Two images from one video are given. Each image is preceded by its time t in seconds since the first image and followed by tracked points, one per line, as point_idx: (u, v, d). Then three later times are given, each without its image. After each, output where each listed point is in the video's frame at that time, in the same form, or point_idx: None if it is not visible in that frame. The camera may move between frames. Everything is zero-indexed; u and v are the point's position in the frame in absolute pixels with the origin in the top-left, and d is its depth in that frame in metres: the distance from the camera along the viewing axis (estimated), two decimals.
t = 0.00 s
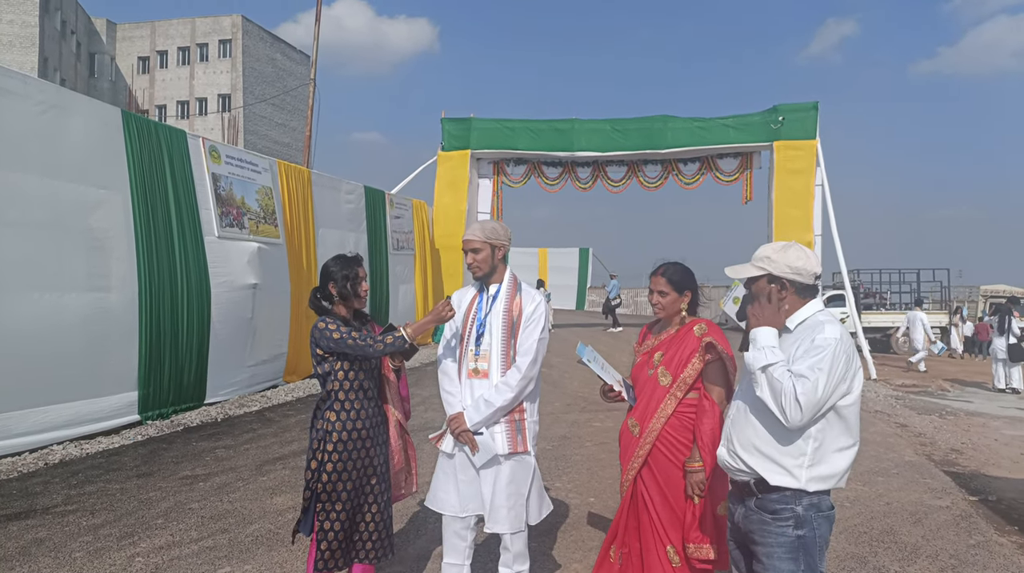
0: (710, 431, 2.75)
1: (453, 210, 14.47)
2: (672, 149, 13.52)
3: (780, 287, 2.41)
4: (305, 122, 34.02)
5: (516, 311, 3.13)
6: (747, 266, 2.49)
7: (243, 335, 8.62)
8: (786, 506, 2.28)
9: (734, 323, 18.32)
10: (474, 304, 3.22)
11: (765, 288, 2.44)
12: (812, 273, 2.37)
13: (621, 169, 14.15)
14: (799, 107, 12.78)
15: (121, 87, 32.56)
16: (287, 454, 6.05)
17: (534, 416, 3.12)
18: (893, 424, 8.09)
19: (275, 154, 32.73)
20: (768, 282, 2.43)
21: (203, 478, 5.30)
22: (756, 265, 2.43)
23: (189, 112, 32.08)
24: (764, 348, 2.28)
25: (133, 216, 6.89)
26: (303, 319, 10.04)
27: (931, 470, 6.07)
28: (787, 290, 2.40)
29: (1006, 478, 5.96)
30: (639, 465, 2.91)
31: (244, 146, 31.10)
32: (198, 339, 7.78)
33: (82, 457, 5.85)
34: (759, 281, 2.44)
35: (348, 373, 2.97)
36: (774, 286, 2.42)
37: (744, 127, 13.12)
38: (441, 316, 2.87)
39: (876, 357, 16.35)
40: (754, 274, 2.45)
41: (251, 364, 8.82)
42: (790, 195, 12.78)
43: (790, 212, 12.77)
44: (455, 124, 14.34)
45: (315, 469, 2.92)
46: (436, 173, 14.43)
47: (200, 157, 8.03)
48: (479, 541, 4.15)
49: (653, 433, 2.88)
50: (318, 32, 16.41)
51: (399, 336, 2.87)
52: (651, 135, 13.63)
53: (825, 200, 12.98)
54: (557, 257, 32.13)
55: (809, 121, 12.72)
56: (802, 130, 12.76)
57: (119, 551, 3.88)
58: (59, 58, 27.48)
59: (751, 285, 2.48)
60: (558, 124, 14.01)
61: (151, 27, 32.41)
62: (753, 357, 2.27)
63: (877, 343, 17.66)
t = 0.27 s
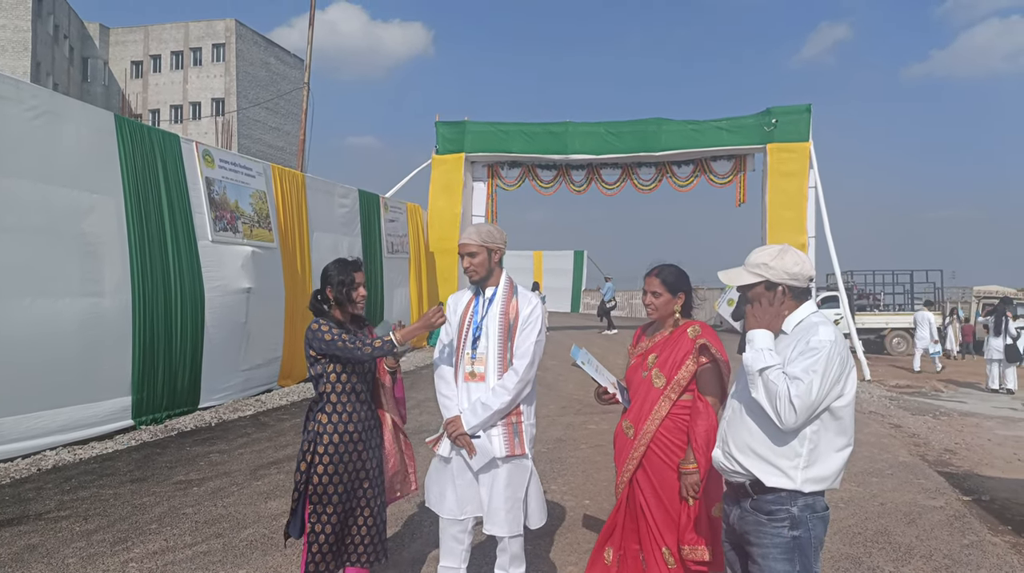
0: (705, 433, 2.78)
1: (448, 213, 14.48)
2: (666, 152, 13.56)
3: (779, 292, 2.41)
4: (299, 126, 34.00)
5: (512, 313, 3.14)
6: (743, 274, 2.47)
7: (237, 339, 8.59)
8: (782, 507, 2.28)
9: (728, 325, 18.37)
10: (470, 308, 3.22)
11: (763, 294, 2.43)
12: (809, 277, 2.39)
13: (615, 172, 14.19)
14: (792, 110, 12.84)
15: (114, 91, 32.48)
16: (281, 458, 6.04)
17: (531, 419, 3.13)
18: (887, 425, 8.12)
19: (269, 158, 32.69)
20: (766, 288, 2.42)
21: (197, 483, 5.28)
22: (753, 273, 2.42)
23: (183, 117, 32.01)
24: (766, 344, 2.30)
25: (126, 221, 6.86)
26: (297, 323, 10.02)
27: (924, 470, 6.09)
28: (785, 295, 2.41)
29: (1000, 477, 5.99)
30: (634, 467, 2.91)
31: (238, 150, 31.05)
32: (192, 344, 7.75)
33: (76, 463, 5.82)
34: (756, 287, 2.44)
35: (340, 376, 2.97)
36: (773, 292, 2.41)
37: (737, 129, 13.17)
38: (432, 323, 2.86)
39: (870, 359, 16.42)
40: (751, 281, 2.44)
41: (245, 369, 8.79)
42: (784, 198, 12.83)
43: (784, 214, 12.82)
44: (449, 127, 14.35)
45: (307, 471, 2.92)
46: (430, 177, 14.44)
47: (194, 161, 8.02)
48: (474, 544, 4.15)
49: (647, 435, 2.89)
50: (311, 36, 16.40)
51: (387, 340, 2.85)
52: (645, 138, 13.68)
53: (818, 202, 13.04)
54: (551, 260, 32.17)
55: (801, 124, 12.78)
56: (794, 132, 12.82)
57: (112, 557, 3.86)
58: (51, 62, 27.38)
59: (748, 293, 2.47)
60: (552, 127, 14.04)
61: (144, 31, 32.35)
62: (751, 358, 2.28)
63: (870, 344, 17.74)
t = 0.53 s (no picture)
0: (707, 428, 2.76)
1: (449, 207, 14.47)
2: (668, 146, 13.52)
3: (785, 287, 2.40)
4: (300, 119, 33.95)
5: (514, 307, 3.13)
6: (748, 268, 2.46)
7: (239, 332, 8.60)
8: (784, 502, 2.28)
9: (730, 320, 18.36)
10: (472, 301, 3.22)
11: (769, 289, 2.42)
12: (815, 273, 2.38)
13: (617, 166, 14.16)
14: (795, 104, 12.80)
15: (115, 84, 32.43)
16: (283, 451, 6.05)
17: (533, 412, 3.13)
18: (888, 420, 8.13)
19: (271, 151, 32.65)
20: (772, 283, 2.42)
21: (199, 475, 5.29)
22: (759, 267, 2.41)
23: (184, 109, 31.96)
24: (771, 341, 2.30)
25: (127, 214, 6.86)
26: (299, 317, 10.03)
27: (925, 466, 6.10)
28: (791, 291, 2.40)
29: (1000, 473, 5.99)
30: (636, 461, 2.90)
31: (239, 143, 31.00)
32: (193, 336, 7.76)
33: (78, 455, 5.84)
34: (762, 283, 2.43)
35: (338, 368, 2.97)
36: (779, 287, 2.41)
37: (739, 123, 13.13)
38: (429, 321, 2.84)
39: (871, 354, 16.42)
40: (757, 275, 2.43)
41: (246, 362, 8.79)
42: (786, 192, 12.80)
43: (786, 209, 12.80)
44: (450, 121, 14.32)
45: (305, 462, 2.93)
46: (432, 170, 14.42)
47: (195, 154, 8.00)
48: (476, 538, 4.16)
49: (649, 430, 2.88)
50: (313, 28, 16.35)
51: (382, 337, 2.84)
52: (646, 132, 13.64)
53: (820, 197, 13.01)
54: (553, 254, 32.16)
55: (804, 118, 12.74)
56: (797, 127, 12.78)
57: (115, 548, 3.88)
58: (52, 55, 27.32)
59: (754, 288, 2.46)
60: (554, 121, 14.01)
61: (145, 24, 32.27)
62: (756, 355, 2.28)
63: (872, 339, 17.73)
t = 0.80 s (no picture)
0: (706, 427, 2.77)
1: (447, 207, 14.47)
2: (665, 146, 13.53)
3: (782, 289, 2.40)
4: (297, 119, 33.91)
5: (511, 307, 3.13)
6: (747, 267, 2.46)
7: (236, 332, 8.58)
8: (782, 502, 2.28)
9: (727, 320, 18.39)
10: (469, 301, 3.22)
11: (767, 290, 2.42)
12: (814, 274, 2.38)
13: (614, 166, 14.17)
14: (793, 104, 12.81)
15: (112, 83, 32.39)
16: (280, 451, 6.04)
17: (529, 412, 3.12)
18: (885, 420, 8.14)
19: (268, 151, 32.63)
20: (770, 284, 2.41)
21: (196, 475, 5.28)
22: (758, 267, 2.41)
23: (182, 109, 31.92)
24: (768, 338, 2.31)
25: (124, 213, 6.84)
26: (296, 316, 10.02)
27: (922, 466, 6.11)
28: (789, 292, 2.40)
29: (997, 473, 6.00)
30: (633, 462, 2.90)
31: (237, 143, 30.98)
32: (191, 336, 7.75)
33: (74, 455, 5.82)
34: (761, 283, 2.43)
35: (333, 369, 2.96)
36: (776, 289, 2.41)
37: (737, 124, 13.14)
38: (422, 320, 2.84)
39: (868, 354, 16.45)
40: (756, 276, 2.43)
41: (243, 362, 8.78)
42: (783, 193, 12.81)
43: (783, 209, 12.81)
44: (448, 120, 14.31)
45: (300, 463, 2.93)
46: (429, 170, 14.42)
47: (192, 153, 7.99)
48: (473, 537, 4.16)
49: (647, 431, 2.88)
50: (311, 28, 16.33)
51: (376, 336, 2.84)
52: (644, 132, 13.65)
53: (818, 197, 13.03)
54: (551, 254, 32.17)
55: (802, 119, 12.76)
56: (795, 127, 12.80)
57: (111, 549, 3.87)
58: (49, 54, 27.27)
59: (752, 288, 2.46)
60: (552, 121, 14.01)
61: (142, 23, 32.22)
62: (755, 352, 2.28)
63: (869, 340, 17.76)
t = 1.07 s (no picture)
0: (700, 429, 2.77)
1: (442, 208, 14.46)
2: (660, 147, 13.56)
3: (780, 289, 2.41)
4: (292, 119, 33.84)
5: (505, 308, 3.13)
6: (745, 266, 2.47)
7: (230, 333, 8.55)
8: (778, 502, 2.29)
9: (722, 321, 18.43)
10: (463, 302, 3.22)
11: (764, 289, 2.43)
12: (811, 275, 2.38)
13: (609, 167, 14.19)
14: (787, 106, 12.86)
15: (106, 83, 32.25)
16: (274, 453, 6.02)
17: (523, 413, 3.12)
18: (879, 421, 8.17)
19: (262, 152, 32.54)
20: (767, 283, 2.42)
21: (190, 477, 5.25)
22: (756, 266, 2.42)
23: (175, 109, 31.80)
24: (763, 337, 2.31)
25: (118, 214, 6.81)
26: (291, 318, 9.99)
27: (916, 466, 6.14)
28: (785, 292, 2.41)
29: (990, 473, 6.03)
30: (629, 463, 2.91)
31: (231, 144, 30.88)
32: (184, 337, 7.71)
33: (67, 457, 5.79)
34: (758, 282, 2.43)
35: (323, 371, 2.95)
36: (773, 288, 2.41)
37: (731, 125, 13.18)
38: (411, 320, 2.84)
39: (862, 355, 16.51)
40: (753, 275, 2.43)
41: (237, 364, 8.74)
42: (778, 194, 12.85)
43: (777, 210, 12.85)
44: (443, 121, 14.31)
45: (292, 467, 2.91)
46: (424, 171, 14.41)
47: (186, 154, 7.96)
48: (468, 538, 4.16)
49: (642, 432, 2.89)
50: (305, 29, 16.31)
51: (365, 336, 2.84)
52: (639, 133, 13.67)
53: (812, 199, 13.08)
54: (545, 255, 32.18)
55: (796, 120, 12.81)
56: (789, 128, 12.84)
57: (104, 551, 3.84)
58: (42, 54, 27.14)
59: (749, 286, 2.46)
60: (547, 122, 14.01)
61: (136, 23, 32.09)
62: (748, 351, 2.28)
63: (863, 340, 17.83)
